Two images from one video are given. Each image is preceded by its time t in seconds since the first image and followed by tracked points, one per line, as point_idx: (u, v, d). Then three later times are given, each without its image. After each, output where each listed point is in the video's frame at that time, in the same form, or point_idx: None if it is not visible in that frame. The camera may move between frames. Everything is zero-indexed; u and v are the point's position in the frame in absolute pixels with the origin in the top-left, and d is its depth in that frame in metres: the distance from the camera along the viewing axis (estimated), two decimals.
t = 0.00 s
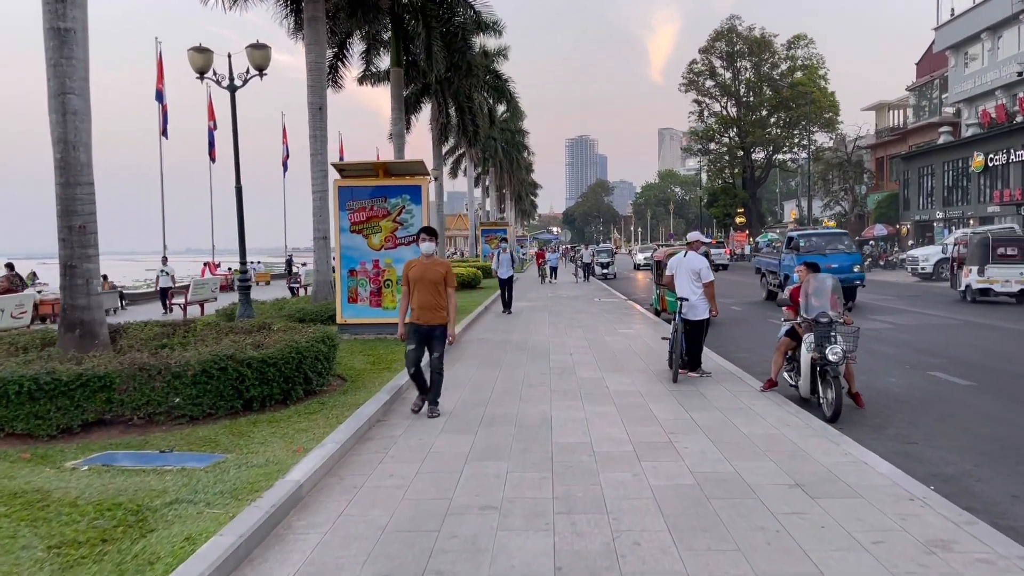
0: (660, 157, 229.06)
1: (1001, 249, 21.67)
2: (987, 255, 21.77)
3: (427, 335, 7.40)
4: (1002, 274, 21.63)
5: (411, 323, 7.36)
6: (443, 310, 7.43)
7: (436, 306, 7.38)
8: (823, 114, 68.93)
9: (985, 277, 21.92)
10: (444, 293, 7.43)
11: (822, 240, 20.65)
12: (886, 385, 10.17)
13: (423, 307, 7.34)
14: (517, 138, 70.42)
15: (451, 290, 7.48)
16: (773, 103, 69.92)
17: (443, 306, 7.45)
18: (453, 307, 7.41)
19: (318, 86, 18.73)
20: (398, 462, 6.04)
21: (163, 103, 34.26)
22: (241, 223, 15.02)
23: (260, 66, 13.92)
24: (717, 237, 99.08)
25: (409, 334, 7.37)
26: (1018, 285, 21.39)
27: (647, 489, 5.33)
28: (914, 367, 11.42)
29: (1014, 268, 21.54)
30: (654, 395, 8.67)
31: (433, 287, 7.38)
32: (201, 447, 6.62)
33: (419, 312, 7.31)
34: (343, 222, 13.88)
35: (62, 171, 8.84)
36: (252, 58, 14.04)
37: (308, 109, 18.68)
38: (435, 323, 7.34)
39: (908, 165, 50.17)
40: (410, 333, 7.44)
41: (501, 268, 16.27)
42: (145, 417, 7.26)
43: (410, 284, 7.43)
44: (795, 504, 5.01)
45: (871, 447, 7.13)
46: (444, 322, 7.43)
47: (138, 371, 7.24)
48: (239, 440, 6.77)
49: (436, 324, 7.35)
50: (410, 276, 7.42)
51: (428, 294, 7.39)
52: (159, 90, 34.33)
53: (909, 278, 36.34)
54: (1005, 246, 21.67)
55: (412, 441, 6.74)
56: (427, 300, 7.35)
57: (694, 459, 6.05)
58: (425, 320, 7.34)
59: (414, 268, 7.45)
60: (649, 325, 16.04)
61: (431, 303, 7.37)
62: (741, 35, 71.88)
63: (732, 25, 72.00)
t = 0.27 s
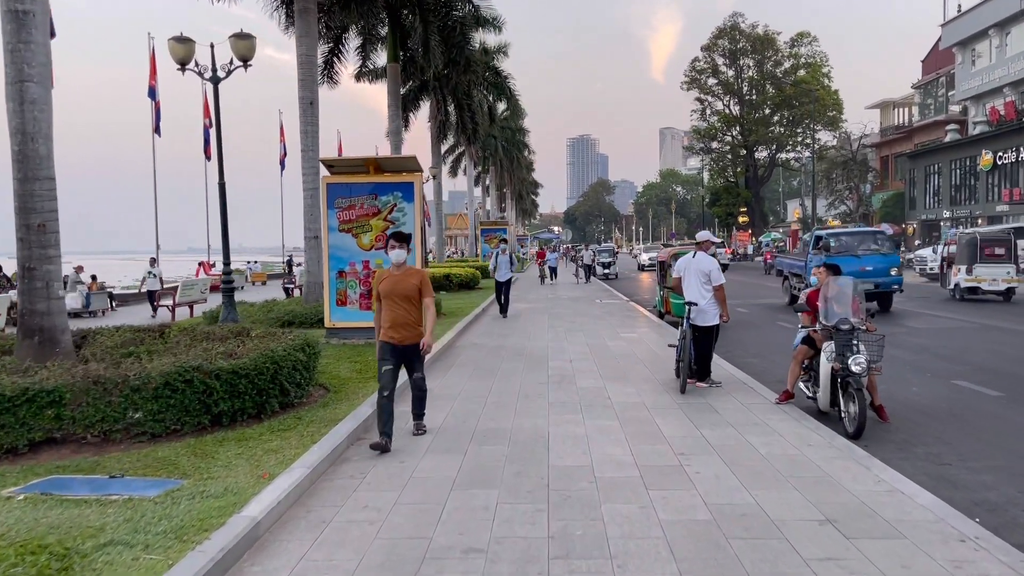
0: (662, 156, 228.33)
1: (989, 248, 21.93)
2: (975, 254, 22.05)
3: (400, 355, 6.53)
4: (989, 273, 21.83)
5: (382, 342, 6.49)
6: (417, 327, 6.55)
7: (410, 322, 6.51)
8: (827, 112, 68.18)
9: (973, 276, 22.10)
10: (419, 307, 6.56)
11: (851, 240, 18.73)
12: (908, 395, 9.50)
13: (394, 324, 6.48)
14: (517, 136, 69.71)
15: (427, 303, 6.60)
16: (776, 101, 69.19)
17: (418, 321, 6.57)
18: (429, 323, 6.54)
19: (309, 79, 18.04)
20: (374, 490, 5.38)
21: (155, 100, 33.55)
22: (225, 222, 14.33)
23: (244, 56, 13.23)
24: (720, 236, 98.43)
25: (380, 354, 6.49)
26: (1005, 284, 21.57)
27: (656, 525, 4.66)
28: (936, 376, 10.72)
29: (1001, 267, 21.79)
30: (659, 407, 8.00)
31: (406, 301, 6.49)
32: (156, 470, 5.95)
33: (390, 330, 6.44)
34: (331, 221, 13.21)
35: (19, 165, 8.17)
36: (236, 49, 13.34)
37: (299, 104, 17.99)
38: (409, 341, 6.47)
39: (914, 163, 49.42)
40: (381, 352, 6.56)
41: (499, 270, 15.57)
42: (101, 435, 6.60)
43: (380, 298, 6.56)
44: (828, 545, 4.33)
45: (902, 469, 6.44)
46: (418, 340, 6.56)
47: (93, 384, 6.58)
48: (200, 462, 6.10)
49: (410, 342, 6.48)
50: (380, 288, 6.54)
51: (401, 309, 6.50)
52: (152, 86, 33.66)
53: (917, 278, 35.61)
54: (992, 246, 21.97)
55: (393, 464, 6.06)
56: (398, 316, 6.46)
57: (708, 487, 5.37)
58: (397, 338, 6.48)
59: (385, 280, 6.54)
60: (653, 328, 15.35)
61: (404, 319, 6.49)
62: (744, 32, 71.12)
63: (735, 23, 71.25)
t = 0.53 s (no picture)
0: (664, 156, 227.61)
1: (977, 248, 21.22)
2: (964, 254, 21.44)
3: (358, 367, 5.57)
4: (977, 272, 21.23)
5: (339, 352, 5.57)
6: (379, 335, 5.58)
7: (371, 329, 5.56)
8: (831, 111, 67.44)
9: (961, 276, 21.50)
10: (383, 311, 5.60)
11: (894, 240, 16.62)
12: (935, 407, 8.80)
13: (351, 332, 5.53)
14: (518, 135, 69.01)
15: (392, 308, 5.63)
16: (780, 99, 68.47)
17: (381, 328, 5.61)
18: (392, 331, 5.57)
19: (299, 73, 17.35)
20: (342, 527, 4.71)
21: (148, 98, 32.87)
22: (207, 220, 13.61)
23: (226, 46, 12.52)
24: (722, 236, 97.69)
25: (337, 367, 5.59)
26: (993, 284, 20.97)
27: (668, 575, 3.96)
28: (961, 384, 10.03)
29: (989, 267, 21.19)
30: (666, 422, 7.31)
31: (366, 304, 5.53)
32: (98, 500, 5.25)
33: (346, 337, 5.50)
34: (317, 219, 12.51)
35: None
36: (217, 37, 12.63)
37: (289, 98, 17.30)
38: (368, 351, 5.52)
39: (921, 162, 48.67)
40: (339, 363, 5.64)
41: (496, 271, 14.82)
42: (43, 455, 5.92)
43: (337, 299, 5.62)
44: None
45: (942, 495, 5.74)
46: (381, 350, 5.59)
47: (35, 399, 5.92)
48: (148, 489, 5.41)
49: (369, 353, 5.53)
50: (337, 288, 5.60)
51: (361, 312, 5.57)
52: (144, 83, 32.96)
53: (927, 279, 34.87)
54: (981, 246, 21.25)
55: (366, 492, 5.35)
56: (356, 323, 5.52)
57: (727, 524, 4.67)
58: (355, 348, 5.53)
59: (342, 282, 5.58)
60: (659, 333, 14.65)
61: (362, 325, 5.54)
62: (747, 30, 70.36)
63: (739, 20, 70.47)
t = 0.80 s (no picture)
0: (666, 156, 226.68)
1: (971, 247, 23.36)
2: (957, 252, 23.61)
3: (313, 403, 4.25)
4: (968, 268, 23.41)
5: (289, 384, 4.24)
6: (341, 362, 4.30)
7: (329, 354, 4.24)
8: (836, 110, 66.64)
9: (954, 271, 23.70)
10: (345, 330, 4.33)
11: (945, 238, 14.34)
12: (969, 421, 8.10)
13: (306, 356, 4.21)
14: (519, 134, 68.32)
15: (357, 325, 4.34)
16: (784, 98, 67.71)
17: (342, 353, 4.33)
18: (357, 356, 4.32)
19: (289, 66, 16.61)
20: None
21: (140, 95, 32.16)
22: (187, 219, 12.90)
23: (207, 33, 11.83)
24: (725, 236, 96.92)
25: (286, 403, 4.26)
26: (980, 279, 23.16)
27: None
28: (994, 394, 9.31)
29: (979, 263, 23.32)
30: (678, 440, 6.61)
31: (324, 321, 4.22)
32: (22, 538, 4.55)
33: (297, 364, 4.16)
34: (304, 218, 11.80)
35: None
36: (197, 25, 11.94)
37: (279, 92, 16.60)
38: (328, 382, 4.21)
39: (928, 161, 47.88)
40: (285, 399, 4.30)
41: (493, 273, 14.10)
42: None
43: (283, 317, 4.29)
44: None
45: (994, 528, 5.04)
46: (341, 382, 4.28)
47: None
48: (87, 524, 4.71)
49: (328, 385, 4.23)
50: (282, 301, 4.26)
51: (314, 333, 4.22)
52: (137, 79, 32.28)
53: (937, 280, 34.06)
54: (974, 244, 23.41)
55: (336, 532, 4.62)
56: (312, 345, 4.21)
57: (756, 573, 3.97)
58: (310, 378, 4.21)
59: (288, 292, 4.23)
60: (665, 338, 13.94)
61: (320, 348, 4.23)
62: (751, 28, 69.59)
63: (743, 18, 69.69)
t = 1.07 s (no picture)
0: (669, 157, 225.95)
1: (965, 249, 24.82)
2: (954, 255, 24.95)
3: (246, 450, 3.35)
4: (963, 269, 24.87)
5: (207, 423, 3.34)
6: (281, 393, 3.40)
7: (267, 385, 3.34)
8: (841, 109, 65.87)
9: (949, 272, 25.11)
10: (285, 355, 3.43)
11: (1019, 238, 12.34)
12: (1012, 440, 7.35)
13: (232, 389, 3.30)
14: (521, 134, 67.62)
15: (302, 346, 3.43)
16: (788, 97, 66.96)
17: (282, 382, 3.42)
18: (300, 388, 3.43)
19: (278, 58, 15.88)
20: None
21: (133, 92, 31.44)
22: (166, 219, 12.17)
23: (185, 21, 11.11)
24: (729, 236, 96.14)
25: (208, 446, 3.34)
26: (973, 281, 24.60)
27: None
28: None
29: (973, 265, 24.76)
30: (694, 466, 5.88)
31: (256, 341, 3.30)
32: None
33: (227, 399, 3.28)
34: (290, 217, 11.06)
35: None
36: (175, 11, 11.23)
37: (269, 85, 15.86)
38: (265, 422, 3.32)
39: (936, 160, 47.10)
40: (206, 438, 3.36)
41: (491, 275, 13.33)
42: None
43: (207, 335, 3.36)
44: None
45: None
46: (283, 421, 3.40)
47: None
48: None
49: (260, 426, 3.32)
50: (205, 315, 3.35)
51: (248, 356, 3.32)
52: (130, 76, 31.58)
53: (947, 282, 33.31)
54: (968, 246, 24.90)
55: None
56: (241, 375, 3.30)
57: None
58: (236, 416, 3.31)
59: (215, 305, 3.33)
60: (673, 344, 13.20)
61: (249, 377, 3.31)
62: (755, 27, 68.87)
63: (747, 16, 68.96)
